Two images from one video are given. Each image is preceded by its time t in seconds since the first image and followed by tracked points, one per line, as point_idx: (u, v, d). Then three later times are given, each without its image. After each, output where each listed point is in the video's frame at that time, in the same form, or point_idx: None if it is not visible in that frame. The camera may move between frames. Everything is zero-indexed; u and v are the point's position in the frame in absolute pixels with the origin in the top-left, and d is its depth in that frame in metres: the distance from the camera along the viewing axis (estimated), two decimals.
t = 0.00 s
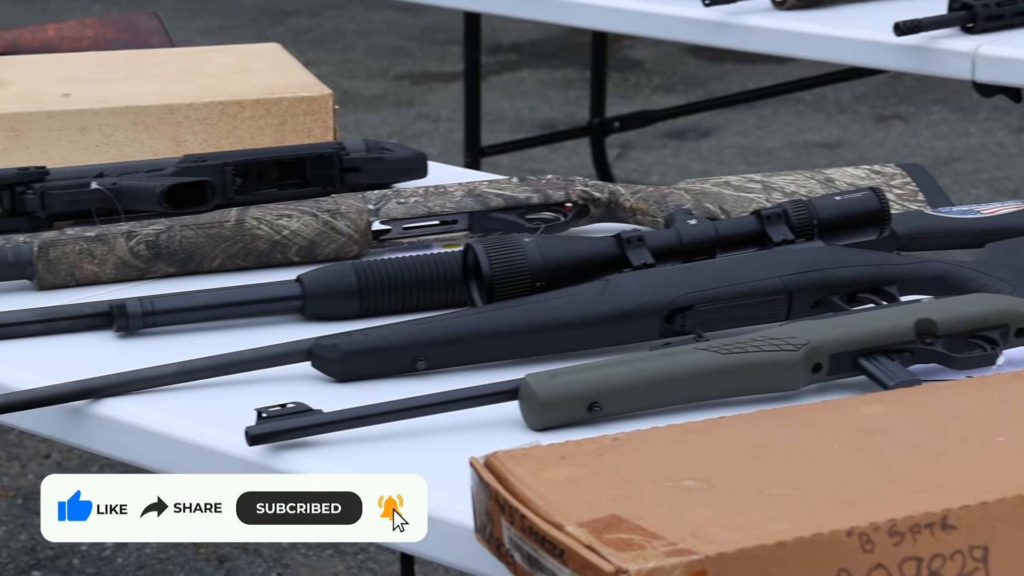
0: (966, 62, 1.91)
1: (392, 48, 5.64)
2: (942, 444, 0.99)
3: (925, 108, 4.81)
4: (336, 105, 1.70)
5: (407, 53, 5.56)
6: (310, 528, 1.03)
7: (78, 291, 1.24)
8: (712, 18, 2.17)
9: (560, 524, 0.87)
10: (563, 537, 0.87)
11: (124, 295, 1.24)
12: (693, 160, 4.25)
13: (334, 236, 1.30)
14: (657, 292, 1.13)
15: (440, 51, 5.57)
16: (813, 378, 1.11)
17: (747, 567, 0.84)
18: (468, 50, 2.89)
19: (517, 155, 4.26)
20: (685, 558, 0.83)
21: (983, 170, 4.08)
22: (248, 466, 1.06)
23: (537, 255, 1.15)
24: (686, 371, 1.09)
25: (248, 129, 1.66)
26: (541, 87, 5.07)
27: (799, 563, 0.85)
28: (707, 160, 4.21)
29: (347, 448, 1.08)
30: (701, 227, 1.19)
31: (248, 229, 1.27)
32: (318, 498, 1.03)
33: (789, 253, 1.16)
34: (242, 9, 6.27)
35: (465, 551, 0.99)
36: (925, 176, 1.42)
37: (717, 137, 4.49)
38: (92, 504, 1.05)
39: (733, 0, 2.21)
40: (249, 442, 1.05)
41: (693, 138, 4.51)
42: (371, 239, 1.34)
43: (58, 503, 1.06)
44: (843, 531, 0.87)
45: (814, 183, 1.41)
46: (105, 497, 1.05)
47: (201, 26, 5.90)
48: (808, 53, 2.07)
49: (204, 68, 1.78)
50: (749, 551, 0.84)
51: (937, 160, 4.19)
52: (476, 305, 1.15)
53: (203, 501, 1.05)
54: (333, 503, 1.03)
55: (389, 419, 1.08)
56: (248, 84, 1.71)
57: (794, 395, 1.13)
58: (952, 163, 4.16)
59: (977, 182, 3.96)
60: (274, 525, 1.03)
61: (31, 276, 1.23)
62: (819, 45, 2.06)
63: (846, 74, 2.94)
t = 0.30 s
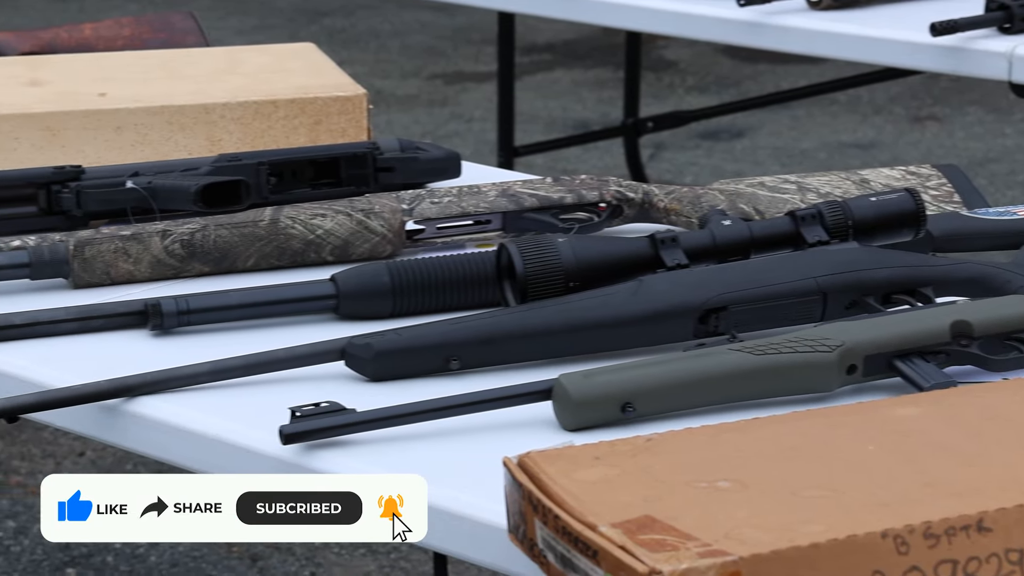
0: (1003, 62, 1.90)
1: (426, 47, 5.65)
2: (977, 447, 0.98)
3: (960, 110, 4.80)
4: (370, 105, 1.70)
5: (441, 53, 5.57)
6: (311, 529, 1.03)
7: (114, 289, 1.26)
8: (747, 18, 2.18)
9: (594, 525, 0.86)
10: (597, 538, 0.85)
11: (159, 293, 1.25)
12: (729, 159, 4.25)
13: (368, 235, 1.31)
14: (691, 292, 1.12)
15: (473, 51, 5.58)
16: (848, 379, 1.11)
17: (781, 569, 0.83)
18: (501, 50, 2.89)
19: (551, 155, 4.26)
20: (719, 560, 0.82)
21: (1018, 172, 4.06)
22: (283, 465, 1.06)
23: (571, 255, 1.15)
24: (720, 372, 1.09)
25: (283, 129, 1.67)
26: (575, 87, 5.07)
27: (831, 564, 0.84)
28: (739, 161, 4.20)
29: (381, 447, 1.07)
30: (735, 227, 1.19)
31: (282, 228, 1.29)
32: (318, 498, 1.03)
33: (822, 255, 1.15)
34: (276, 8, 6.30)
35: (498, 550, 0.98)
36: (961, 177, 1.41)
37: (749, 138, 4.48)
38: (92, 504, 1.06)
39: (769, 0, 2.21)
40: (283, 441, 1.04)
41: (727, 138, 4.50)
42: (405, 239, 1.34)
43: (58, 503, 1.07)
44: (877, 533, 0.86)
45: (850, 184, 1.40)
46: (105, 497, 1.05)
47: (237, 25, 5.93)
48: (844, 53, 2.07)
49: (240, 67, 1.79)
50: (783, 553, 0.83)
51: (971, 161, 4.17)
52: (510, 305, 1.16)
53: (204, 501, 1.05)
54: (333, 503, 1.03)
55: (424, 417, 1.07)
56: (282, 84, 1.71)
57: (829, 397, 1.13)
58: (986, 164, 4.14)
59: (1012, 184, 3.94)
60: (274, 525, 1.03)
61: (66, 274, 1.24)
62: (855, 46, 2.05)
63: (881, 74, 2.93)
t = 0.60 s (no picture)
0: None
1: (459, 47, 5.66)
2: (1015, 449, 0.98)
3: (998, 110, 4.78)
4: (405, 105, 1.70)
5: (475, 53, 5.57)
6: (312, 528, 1.05)
7: (150, 288, 1.27)
8: (782, 18, 2.18)
9: (630, 526, 0.86)
10: (632, 539, 0.84)
11: (195, 292, 1.26)
12: (767, 160, 4.24)
13: (403, 234, 1.31)
14: (726, 293, 1.12)
15: (508, 52, 5.59)
16: (884, 381, 1.11)
17: (818, 570, 0.82)
18: (536, 50, 2.90)
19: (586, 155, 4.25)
20: (755, 561, 0.82)
21: None
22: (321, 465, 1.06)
23: (607, 255, 1.15)
24: (755, 373, 1.08)
25: (318, 129, 1.68)
26: (610, 87, 5.07)
27: (867, 566, 0.84)
28: (776, 162, 4.19)
29: (415, 447, 1.07)
30: (771, 228, 1.19)
31: (318, 227, 1.29)
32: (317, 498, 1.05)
33: (858, 256, 1.15)
34: (311, 8, 6.31)
35: (534, 551, 0.97)
36: (999, 178, 1.40)
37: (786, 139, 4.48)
38: (92, 504, 1.08)
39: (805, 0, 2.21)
40: (318, 440, 1.04)
41: (762, 138, 4.50)
42: (440, 238, 1.35)
43: (57, 503, 1.09)
44: (914, 535, 0.85)
45: (887, 184, 1.40)
46: (106, 498, 1.07)
47: (271, 24, 5.96)
48: (880, 53, 2.07)
49: (275, 67, 1.79)
50: (820, 555, 0.82)
51: (1009, 162, 4.16)
52: (545, 305, 1.16)
53: (204, 502, 1.06)
54: (334, 502, 1.04)
55: (460, 417, 1.07)
56: (317, 84, 1.72)
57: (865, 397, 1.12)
58: None
59: None
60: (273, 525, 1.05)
61: (103, 272, 1.25)
62: (892, 46, 2.05)
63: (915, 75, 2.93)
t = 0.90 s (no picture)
0: None
1: (499, 47, 5.67)
2: None
3: None
4: (443, 104, 1.71)
5: (513, 53, 5.57)
6: (312, 528, 1.08)
7: (188, 286, 1.27)
8: (820, 18, 2.18)
9: (667, 526, 0.85)
10: (669, 539, 0.84)
11: (234, 291, 1.27)
12: (802, 160, 4.24)
13: (440, 234, 1.32)
14: (765, 293, 1.12)
15: (546, 51, 5.59)
16: (923, 383, 1.10)
17: (857, 571, 0.82)
18: (573, 49, 2.91)
19: (623, 156, 4.26)
20: (793, 562, 0.81)
21: None
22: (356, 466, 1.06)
23: (644, 255, 1.15)
24: (793, 374, 1.08)
25: (356, 129, 1.68)
26: (647, 87, 5.08)
27: (907, 568, 0.83)
28: (814, 162, 4.19)
29: (452, 447, 1.07)
30: (810, 229, 1.19)
31: (356, 226, 1.30)
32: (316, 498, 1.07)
33: (896, 257, 1.15)
34: (350, 7, 6.32)
35: (570, 551, 0.97)
36: None
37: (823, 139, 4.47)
38: (92, 504, 1.12)
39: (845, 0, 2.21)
40: (356, 439, 1.04)
41: (801, 138, 4.49)
42: (477, 238, 1.35)
43: (58, 503, 1.13)
44: (954, 537, 0.84)
45: (927, 185, 1.39)
46: (106, 498, 1.12)
47: (307, 24, 5.97)
48: (920, 53, 2.06)
49: (314, 66, 1.80)
50: (859, 557, 0.82)
51: None
52: (582, 305, 1.16)
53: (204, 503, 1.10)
54: (333, 502, 1.06)
55: (497, 417, 1.07)
56: (355, 83, 1.72)
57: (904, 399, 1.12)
58: None
59: None
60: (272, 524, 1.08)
61: (141, 271, 1.26)
62: (934, 46, 2.04)
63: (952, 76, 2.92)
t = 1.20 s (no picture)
0: None
1: (536, 47, 5.67)
2: None
3: None
4: (483, 104, 1.71)
5: (551, 52, 5.56)
6: (312, 528, 1.12)
7: (229, 286, 1.28)
8: (861, 18, 2.17)
9: (707, 527, 0.85)
10: (709, 540, 0.84)
11: (275, 291, 1.27)
12: (843, 161, 4.22)
13: (480, 234, 1.32)
14: (806, 294, 1.12)
15: (584, 51, 5.59)
16: (966, 385, 1.09)
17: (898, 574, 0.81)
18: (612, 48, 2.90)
19: (661, 156, 4.25)
20: (833, 565, 0.81)
21: None
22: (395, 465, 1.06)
23: (684, 255, 1.15)
24: (834, 376, 1.07)
25: (396, 128, 1.68)
26: (685, 87, 5.07)
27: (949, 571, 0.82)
28: (853, 163, 4.18)
29: (491, 447, 1.06)
30: (851, 229, 1.20)
31: (395, 226, 1.30)
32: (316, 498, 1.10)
33: (940, 259, 1.14)
34: (389, 7, 6.34)
35: (608, 551, 0.97)
36: None
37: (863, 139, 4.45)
38: (92, 504, 1.17)
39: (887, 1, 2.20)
40: (396, 439, 1.04)
41: (842, 138, 4.47)
42: (517, 238, 1.36)
43: (58, 503, 1.18)
44: (997, 541, 0.83)
45: (969, 186, 1.38)
46: (107, 499, 1.17)
47: (349, 24, 5.98)
48: (964, 53, 2.05)
49: (354, 66, 1.80)
50: (901, 559, 0.81)
51: None
52: (623, 305, 1.16)
53: (204, 503, 1.13)
54: (334, 503, 1.10)
55: (537, 416, 1.06)
56: (395, 83, 1.72)
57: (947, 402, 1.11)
58: None
59: None
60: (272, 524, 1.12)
61: (183, 270, 1.27)
62: (977, 47, 2.03)
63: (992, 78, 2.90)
